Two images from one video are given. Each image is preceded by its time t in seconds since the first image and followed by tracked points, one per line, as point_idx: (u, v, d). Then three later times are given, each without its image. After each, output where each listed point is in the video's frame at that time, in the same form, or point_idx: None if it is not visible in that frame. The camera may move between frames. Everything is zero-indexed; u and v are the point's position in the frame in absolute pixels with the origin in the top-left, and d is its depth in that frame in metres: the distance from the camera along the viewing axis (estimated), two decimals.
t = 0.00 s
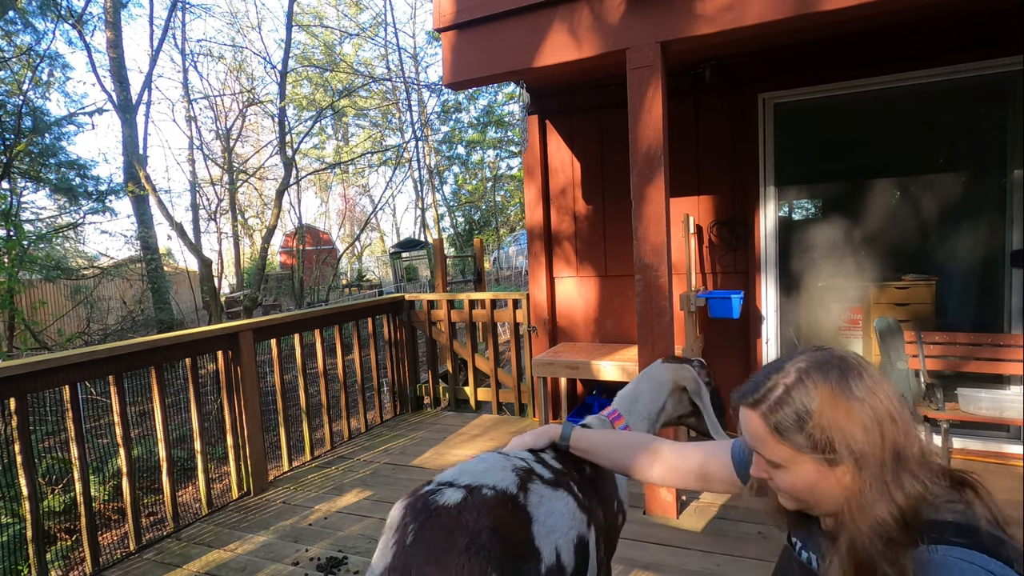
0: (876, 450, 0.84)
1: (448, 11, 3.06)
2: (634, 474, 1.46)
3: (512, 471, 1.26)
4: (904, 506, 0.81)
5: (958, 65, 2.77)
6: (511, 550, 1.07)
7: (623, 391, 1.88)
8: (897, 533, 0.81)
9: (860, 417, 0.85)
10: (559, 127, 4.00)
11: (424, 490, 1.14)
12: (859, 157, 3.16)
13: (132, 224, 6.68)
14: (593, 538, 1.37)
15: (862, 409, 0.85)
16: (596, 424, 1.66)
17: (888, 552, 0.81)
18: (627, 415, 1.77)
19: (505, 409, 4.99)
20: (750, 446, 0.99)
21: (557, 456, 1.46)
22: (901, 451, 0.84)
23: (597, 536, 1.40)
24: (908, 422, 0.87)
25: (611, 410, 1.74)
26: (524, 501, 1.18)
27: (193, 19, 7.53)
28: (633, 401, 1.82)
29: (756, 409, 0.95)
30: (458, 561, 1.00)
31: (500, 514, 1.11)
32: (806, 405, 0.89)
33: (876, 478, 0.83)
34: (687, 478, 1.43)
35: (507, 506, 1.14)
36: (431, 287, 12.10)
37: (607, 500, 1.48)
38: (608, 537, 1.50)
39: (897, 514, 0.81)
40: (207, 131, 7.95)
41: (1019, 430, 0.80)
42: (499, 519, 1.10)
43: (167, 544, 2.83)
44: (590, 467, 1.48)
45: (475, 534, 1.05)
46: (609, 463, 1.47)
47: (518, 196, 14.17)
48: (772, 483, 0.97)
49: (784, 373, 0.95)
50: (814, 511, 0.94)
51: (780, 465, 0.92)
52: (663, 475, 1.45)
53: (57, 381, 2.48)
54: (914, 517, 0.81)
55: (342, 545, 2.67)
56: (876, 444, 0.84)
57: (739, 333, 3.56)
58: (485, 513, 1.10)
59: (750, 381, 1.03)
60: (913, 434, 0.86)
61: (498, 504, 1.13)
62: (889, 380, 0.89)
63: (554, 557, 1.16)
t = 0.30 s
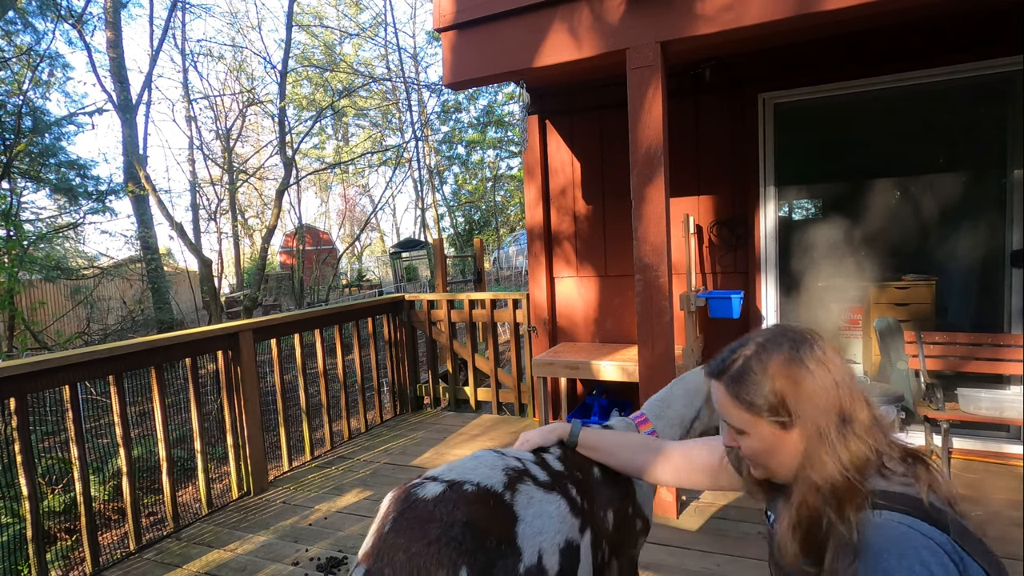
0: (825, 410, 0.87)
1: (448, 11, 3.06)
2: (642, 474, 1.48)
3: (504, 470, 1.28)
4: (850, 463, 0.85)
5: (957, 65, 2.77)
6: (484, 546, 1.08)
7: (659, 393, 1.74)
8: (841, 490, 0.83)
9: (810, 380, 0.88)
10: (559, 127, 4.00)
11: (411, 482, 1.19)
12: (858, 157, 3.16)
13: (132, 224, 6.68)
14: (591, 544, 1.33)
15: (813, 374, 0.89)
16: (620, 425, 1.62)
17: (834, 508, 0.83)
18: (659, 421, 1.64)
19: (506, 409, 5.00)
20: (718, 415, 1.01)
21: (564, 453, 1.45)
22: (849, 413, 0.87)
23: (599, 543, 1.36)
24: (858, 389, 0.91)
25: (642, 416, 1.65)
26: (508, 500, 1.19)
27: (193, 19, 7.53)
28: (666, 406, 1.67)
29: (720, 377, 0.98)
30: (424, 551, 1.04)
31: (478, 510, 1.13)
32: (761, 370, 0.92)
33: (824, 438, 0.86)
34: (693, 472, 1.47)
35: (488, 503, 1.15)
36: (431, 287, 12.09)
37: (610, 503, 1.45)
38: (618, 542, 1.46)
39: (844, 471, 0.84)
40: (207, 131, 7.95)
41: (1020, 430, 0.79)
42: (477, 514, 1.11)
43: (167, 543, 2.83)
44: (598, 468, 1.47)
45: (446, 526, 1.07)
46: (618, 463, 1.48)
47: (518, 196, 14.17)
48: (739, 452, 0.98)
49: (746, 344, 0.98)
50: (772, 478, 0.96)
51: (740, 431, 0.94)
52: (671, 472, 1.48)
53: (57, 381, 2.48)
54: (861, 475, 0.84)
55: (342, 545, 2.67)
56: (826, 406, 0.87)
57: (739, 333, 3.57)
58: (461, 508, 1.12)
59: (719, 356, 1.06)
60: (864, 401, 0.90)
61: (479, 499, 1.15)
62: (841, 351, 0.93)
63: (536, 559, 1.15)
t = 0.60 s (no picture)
0: (778, 403, 0.90)
1: (448, 10, 3.06)
2: (641, 472, 1.49)
3: (494, 458, 1.29)
4: (801, 456, 0.87)
5: (957, 65, 2.77)
6: (467, 529, 1.10)
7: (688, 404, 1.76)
8: (790, 480, 0.87)
9: (764, 374, 0.91)
10: (559, 127, 4.00)
11: (402, 469, 1.24)
12: (858, 157, 3.18)
13: (132, 224, 6.68)
14: (588, 532, 1.31)
15: (766, 368, 0.92)
16: (642, 428, 1.65)
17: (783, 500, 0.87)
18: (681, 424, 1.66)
19: (506, 409, 5.00)
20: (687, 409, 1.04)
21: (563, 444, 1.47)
22: (802, 407, 0.90)
23: (599, 533, 1.35)
24: (815, 383, 0.93)
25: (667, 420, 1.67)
26: (493, 486, 1.20)
27: (193, 19, 7.53)
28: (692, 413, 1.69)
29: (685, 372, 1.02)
30: (406, 533, 1.08)
31: (462, 495, 1.15)
32: (719, 365, 0.95)
33: (776, 431, 0.89)
34: (692, 468, 1.46)
35: (473, 488, 1.17)
36: (431, 287, 12.09)
37: (612, 494, 1.43)
38: (629, 537, 1.45)
39: (794, 464, 0.87)
40: (207, 131, 7.95)
41: (1020, 432, 0.79)
42: (461, 500, 1.14)
43: (167, 543, 2.83)
44: (598, 463, 1.48)
45: (429, 511, 1.11)
46: (617, 461, 1.49)
47: (518, 196, 14.18)
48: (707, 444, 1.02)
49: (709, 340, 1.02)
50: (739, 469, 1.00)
51: (705, 424, 0.98)
52: (671, 469, 1.49)
53: (57, 381, 2.48)
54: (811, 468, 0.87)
55: (342, 545, 2.67)
56: (778, 400, 0.90)
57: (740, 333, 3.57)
58: (445, 492, 1.14)
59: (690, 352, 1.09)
60: (820, 394, 0.92)
61: (464, 485, 1.17)
62: (797, 347, 0.96)
63: (521, 542, 1.15)
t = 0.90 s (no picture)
0: (784, 407, 0.90)
1: (448, 11, 3.06)
2: (641, 474, 1.49)
3: (493, 458, 1.30)
4: (806, 460, 0.88)
5: (956, 64, 2.77)
6: (461, 525, 1.12)
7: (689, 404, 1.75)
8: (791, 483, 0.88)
9: (770, 378, 0.92)
10: (559, 127, 4.00)
11: (402, 462, 1.26)
12: (858, 157, 3.17)
13: (132, 224, 6.68)
14: (586, 536, 1.33)
15: (772, 371, 0.92)
16: (645, 427, 1.65)
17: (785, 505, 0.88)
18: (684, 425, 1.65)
19: (506, 409, 5.00)
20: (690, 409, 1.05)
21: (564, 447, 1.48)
22: (808, 411, 0.90)
23: (597, 536, 1.36)
24: (820, 387, 0.93)
25: (669, 420, 1.67)
26: (490, 487, 1.21)
27: (193, 19, 7.53)
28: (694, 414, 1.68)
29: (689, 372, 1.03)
30: (400, 525, 1.11)
31: (457, 491, 1.16)
32: (725, 367, 0.95)
33: (782, 435, 0.89)
34: (694, 471, 1.44)
35: (469, 486, 1.19)
36: (431, 287, 12.09)
37: (612, 497, 1.44)
38: (629, 537, 1.46)
39: (799, 470, 0.88)
40: (207, 131, 7.95)
41: (1020, 432, 0.79)
42: (455, 497, 1.15)
43: (167, 543, 2.83)
44: (600, 465, 1.48)
45: (424, 505, 1.13)
46: (617, 462, 1.49)
47: (518, 196, 14.18)
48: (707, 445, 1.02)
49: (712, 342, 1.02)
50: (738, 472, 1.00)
51: (707, 424, 0.99)
52: (671, 470, 1.47)
53: (57, 381, 2.48)
54: (815, 473, 0.88)
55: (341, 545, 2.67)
56: (784, 404, 0.90)
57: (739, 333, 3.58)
58: (441, 489, 1.17)
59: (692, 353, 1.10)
60: (825, 398, 0.92)
61: (461, 482, 1.19)
62: (802, 352, 0.96)
63: (515, 546, 1.16)
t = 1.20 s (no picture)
0: (797, 429, 0.90)
1: (448, 11, 3.06)
2: (641, 472, 1.49)
3: (479, 455, 1.35)
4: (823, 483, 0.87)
5: (956, 64, 2.76)
6: (434, 518, 1.18)
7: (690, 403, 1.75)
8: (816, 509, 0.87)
9: (781, 398, 0.92)
10: (559, 127, 4.00)
11: (391, 457, 1.34)
12: (858, 158, 3.19)
13: (132, 224, 6.69)
14: (576, 536, 1.34)
15: (785, 392, 0.92)
16: (645, 427, 1.62)
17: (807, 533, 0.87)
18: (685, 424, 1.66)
19: (506, 409, 5.01)
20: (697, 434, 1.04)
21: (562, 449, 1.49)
22: (821, 432, 0.90)
23: (588, 536, 1.37)
24: (830, 407, 0.94)
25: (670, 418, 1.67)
26: (471, 482, 1.27)
27: (193, 19, 7.54)
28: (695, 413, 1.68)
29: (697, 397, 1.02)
30: (375, 515, 1.18)
31: (433, 485, 1.23)
32: (735, 389, 0.95)
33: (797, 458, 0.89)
34: (693, 472, 1.47)
35: (446, 481, 1.25)
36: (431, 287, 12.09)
37: (609, 498, 1.44)
38: (626, 537, 1.45)
39: (822, 495, 0.87)
40: (207, 131, 7.96)
41: (1021, 432, 0.79)
42: (432, 492, 1.22)
43: (167, 543, 2.83)
44: (601, 464, 1.49)
45: (401, 498, 1.20)
46: (619, 460, 1.50)
47: (518, 196, 14.19)
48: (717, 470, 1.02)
49: (720, 366, 1.02)
50: (752, 501, 0.99)
51: (717, 451, 0.98)
52: (671, 469, 1.49)
53: (57, 381, 2.48)
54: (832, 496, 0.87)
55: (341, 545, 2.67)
56: (796, 425, 0.90)
57: (739, 333, 3.57)
58: (420, 483, 1.23)
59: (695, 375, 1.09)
60: (835, 418, 0.93)
61: (439, 477, 1.25)
62: (811, 370, 0.97)
63: (494, 540, 1.20)
